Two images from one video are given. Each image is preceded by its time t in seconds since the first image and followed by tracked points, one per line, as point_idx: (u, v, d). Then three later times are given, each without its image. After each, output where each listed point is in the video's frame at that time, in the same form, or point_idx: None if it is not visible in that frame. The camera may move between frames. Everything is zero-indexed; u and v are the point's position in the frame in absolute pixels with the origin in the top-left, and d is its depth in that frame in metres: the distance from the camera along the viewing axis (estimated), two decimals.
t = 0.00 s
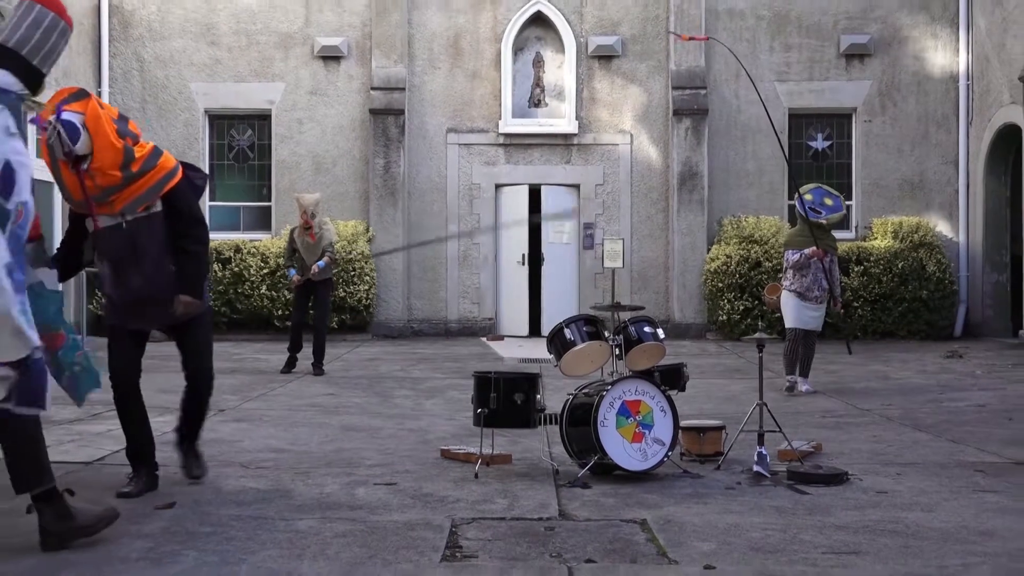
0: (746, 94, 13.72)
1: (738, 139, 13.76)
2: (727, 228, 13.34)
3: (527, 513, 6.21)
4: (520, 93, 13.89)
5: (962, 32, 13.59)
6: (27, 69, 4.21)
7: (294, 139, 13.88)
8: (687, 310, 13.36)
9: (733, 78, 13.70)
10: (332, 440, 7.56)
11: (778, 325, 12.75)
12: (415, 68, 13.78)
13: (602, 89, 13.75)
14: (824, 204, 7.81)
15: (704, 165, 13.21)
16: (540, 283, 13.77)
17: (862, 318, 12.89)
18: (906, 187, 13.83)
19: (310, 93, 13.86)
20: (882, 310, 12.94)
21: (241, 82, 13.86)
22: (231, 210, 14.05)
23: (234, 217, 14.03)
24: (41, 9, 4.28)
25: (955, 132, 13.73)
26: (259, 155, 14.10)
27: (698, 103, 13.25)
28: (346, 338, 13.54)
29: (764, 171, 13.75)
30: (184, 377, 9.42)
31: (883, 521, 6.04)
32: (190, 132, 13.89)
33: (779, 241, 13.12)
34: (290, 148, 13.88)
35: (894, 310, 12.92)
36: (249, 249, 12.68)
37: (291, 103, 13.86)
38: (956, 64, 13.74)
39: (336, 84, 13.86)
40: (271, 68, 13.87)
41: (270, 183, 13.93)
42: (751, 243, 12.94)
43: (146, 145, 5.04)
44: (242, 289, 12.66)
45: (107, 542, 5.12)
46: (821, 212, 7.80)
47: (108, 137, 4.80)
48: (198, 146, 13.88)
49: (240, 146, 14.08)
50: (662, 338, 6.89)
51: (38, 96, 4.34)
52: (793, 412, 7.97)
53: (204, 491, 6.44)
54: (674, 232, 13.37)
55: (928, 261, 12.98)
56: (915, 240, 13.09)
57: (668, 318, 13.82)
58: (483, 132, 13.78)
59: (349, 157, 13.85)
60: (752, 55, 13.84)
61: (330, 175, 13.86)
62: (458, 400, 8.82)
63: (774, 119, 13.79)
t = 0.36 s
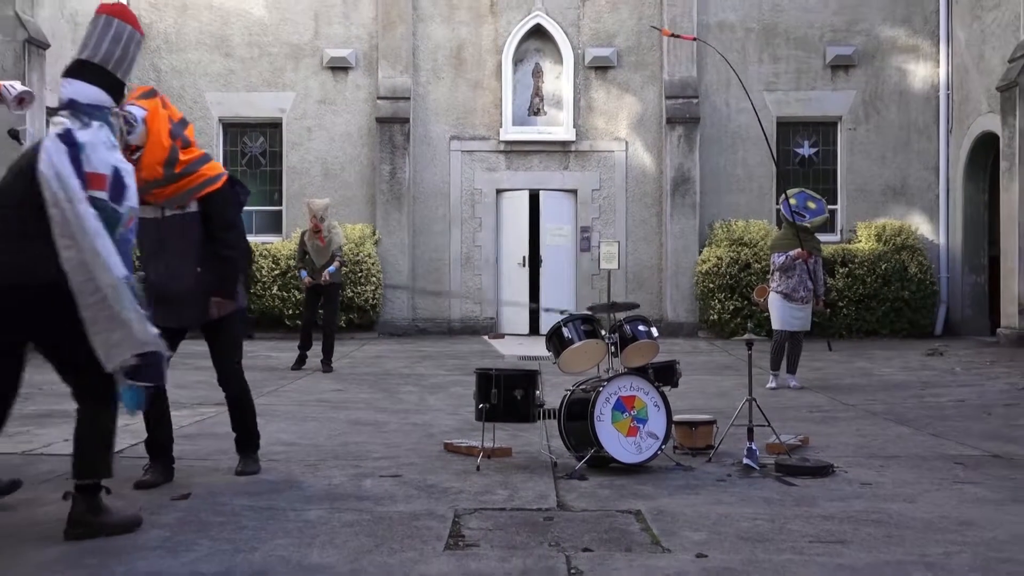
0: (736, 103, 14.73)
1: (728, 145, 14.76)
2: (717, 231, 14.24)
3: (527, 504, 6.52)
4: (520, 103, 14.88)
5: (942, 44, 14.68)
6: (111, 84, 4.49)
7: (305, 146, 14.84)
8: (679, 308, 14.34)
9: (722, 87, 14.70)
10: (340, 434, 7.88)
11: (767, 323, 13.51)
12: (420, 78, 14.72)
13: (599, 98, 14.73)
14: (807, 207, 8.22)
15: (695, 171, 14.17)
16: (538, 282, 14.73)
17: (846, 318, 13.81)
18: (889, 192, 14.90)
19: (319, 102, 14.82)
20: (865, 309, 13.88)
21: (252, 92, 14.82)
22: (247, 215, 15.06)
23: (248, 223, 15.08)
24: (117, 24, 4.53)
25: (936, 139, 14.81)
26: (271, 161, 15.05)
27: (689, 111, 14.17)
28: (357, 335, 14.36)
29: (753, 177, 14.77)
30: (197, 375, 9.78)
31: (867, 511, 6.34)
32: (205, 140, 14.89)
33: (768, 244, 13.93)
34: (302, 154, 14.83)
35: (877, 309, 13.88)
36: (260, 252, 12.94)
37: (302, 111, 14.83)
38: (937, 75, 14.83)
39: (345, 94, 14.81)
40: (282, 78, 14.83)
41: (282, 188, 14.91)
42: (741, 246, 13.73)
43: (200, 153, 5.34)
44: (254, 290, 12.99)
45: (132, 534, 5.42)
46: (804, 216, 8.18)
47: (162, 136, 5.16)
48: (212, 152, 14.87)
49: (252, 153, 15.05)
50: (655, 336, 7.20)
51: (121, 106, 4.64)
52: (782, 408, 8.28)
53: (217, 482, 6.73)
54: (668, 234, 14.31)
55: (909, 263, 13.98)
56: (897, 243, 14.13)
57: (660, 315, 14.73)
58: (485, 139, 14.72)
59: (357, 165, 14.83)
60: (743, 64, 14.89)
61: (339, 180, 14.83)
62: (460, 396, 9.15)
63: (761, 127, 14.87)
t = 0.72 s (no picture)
0: (732, 109, 14.99)
1: (724, 150, 15.07)
2: (715, 234, 14.45)
3: (527, 502, 6.65)
4: (521, 108, 15.20)
5: (934, 52, 14.96)
6: (128, 69, 4.69)
7: (309, 151, 15.25)
8: (677, 310, 14.58)
9: (720, 93, 14.96)
10: (344, 434, 8.01)
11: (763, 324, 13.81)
12: (423, 85, 15.05)
13: (598, 103, 15.03)
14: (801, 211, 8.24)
15: (692, 175, 14.40)
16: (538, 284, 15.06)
17: (841, 320, 14.01)
18: (883, 196, 15.20)
19: (324, 108, 15.21)
20: (860, 310, 14.09)
21: (258, 98, 15.19)
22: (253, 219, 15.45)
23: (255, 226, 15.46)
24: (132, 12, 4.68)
25: (929, 144, 15.10)
26: (276, 165, 15.45)
27: (687, 117, 14.40)
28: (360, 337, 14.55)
29: (749, 180, 15.09)
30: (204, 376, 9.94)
31: (861, 510, 6.46)
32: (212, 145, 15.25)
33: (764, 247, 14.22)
34: (306, 159, 15.25)
35: (872, 311, 14.09)
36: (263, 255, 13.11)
37: (307, 116, 15.21)
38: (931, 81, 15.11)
39: (349, 100, 15.21)
40: (287, 84, 15.20)
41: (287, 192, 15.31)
42: (737, 248, 14.02)
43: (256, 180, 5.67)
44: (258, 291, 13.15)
45: (140, 530, 5.53)
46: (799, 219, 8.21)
47: (229, 159, 5.43)
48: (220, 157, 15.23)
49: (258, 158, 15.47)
50: (654, 337, 7.33)
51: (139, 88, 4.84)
52: (779, 407, 8.42)
53: (223, 481, 6.87)
54: (665, 237, 14.51)
55: (903, 266, 14.17)
56: (892, 245, 14.34)
57: (658, 316, 15.03)
58: (486, 143, 15.06)
59: (360, 169, 15.23)
60: (739, 71, 15.19)
61: (343, 184, 15.22)
62: (462, 395, 9.30)
63: (757, 132, 15.12)
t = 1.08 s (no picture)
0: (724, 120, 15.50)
1: (718, 159, 15.51)
2: (708, 241, 14.95)
3: (528, 500, 6.90)
4: (521, 119, 15.66)
5: (920, 63, 15.34)
6: (130, 115, 4.98)
7: (317, 161, 15.72)
8: (672, 314, 15.02)
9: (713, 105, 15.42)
10: (351, 433, 8.28)
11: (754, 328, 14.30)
12: (427, 96, 15.50)
13: (595, 114, 15.49)
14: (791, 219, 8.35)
15: (687, 184, 14.88)
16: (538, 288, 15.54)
17: (830, 322, 14.44)
18: (871, 204, 15.57)
19: (331, 119, 15.69)
20: (849, 314, 14.51)
21: (268, 109, 15.68)
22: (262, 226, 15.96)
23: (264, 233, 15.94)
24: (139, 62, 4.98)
25: (915, 154, 15.48)
26: (285, 174, 15.93)
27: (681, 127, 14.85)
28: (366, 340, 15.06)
29: (742, 188, 15.49)
30: (214, 378, 10.22)
31: (849, 507, 6.70)
32: (223, 155, 15.74)
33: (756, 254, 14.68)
34: (314, 168, 15.72)
35: (859, 314, 14.50)
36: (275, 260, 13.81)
37: (314, 127, 15.70)
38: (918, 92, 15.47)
39: (355, 112, 15.69)
40: (296, 96, 15.69)
41: (295, 200, 15.86)
42: (730, 255, 14.52)
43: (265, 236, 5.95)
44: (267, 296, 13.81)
45: (155, 527, 5.75)
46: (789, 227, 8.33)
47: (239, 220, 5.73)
48: (231, 166, 15.72)
49: (267, 167, 15.94)
50: (650, 340, 7.58)
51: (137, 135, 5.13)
52: (770, 408, 8.67)
53: (234, 479, 7.12)
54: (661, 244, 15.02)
55: (891, 271, 14.57)
56: (879, 251, 14.66)
57: (654, 319, 15.46)
58: (487, 153, 15.52)
59: (366, 178, 15.69)
60: (731, 84, 15.58)
61: (350, 193, 15.70)
62: (465, 396, 9.58)
63: (749, 141, 15.56)
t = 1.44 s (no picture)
0: (716, 130, 16.08)
1: (710, 168, 16.08)
2: (700, 246, 15.34)
3: (527, 496, 7.18)
4: (521, 129, 16.16)
5: (905, 75, 15.87)
6: (126, 120, 5.05)
7: (324, 169, 16.21)
8: (666, 316, 15.49)
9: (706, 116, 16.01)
10: (357, 432, 8.59)
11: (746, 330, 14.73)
12: (430, 108, 15.99)
13: (592, 125, 16.00)
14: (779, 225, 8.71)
15: (680, 192, 15.40)
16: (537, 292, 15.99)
17: (818, 325, 14.81)
18: (857, 211, 16.08)
19: (339, 129, 16.19)
20: (836, 317, 14.84)
21: (277, 120, 16.20)
22: (271, 232, 16.43)
23: (272, 239, 16.41)
24: (139, 70, 5.02)
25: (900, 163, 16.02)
26: (294, 182, 16.47)
27: (675, 138, 15.31)
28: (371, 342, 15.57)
29: (731, 196, 16.07)
30: (224, 379, 10.56)
31: (836, 502, 6.98)
32: (234, 164, 16.23)
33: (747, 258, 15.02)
34: (322, 176, 16.21)
35: (847, 317, 14.84)
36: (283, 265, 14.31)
37: (322, 138, 16.21)
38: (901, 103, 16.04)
39: (361, 123, 16.18)
40: (305, 107, 16.20)
41: (303, 207, 16.35)
42: (722, 259, 14.89)
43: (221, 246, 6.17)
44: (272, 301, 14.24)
45: (170, 522, 6.03)
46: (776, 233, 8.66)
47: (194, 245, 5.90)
48: (242, 175, 16.22)
49: (277, 175, 16.48)
50: (644, 342, 7.87)
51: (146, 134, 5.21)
52: (760, 406, 8.99)
53: (245, 476, 7.42)
54: (656, 249, 15.43)
55: (876, 276, 14.96)
56: (865, 256, 15.06)
57: (649, 322, 15.94)
58: (488, 163, 16.00)
59: (372, 187, 16.19)
60: (722, 95, 16.10)
61: (357, 201, 16.19)
62: (466, 396, 9.90)
63: (739, 151, 16.09)
